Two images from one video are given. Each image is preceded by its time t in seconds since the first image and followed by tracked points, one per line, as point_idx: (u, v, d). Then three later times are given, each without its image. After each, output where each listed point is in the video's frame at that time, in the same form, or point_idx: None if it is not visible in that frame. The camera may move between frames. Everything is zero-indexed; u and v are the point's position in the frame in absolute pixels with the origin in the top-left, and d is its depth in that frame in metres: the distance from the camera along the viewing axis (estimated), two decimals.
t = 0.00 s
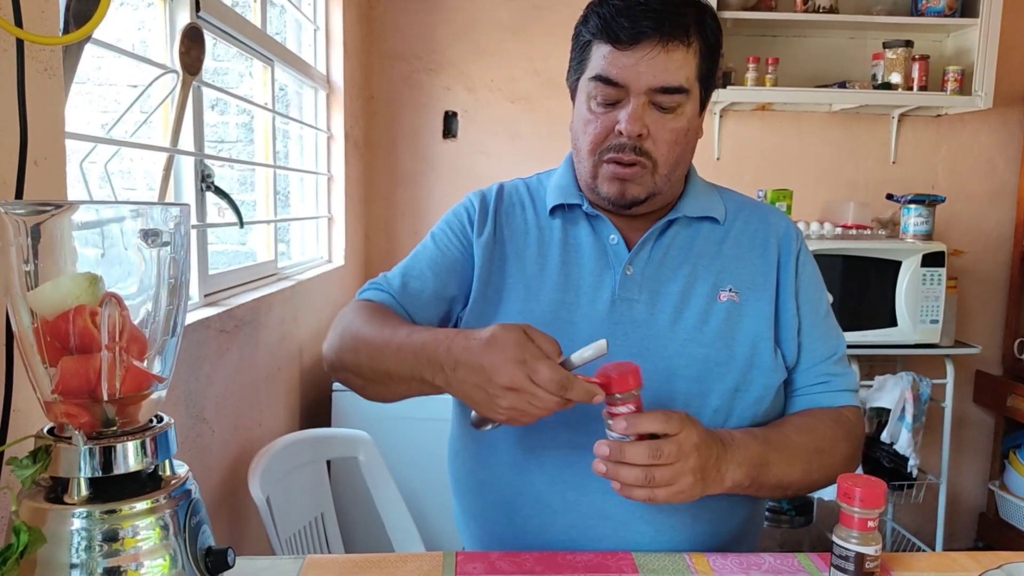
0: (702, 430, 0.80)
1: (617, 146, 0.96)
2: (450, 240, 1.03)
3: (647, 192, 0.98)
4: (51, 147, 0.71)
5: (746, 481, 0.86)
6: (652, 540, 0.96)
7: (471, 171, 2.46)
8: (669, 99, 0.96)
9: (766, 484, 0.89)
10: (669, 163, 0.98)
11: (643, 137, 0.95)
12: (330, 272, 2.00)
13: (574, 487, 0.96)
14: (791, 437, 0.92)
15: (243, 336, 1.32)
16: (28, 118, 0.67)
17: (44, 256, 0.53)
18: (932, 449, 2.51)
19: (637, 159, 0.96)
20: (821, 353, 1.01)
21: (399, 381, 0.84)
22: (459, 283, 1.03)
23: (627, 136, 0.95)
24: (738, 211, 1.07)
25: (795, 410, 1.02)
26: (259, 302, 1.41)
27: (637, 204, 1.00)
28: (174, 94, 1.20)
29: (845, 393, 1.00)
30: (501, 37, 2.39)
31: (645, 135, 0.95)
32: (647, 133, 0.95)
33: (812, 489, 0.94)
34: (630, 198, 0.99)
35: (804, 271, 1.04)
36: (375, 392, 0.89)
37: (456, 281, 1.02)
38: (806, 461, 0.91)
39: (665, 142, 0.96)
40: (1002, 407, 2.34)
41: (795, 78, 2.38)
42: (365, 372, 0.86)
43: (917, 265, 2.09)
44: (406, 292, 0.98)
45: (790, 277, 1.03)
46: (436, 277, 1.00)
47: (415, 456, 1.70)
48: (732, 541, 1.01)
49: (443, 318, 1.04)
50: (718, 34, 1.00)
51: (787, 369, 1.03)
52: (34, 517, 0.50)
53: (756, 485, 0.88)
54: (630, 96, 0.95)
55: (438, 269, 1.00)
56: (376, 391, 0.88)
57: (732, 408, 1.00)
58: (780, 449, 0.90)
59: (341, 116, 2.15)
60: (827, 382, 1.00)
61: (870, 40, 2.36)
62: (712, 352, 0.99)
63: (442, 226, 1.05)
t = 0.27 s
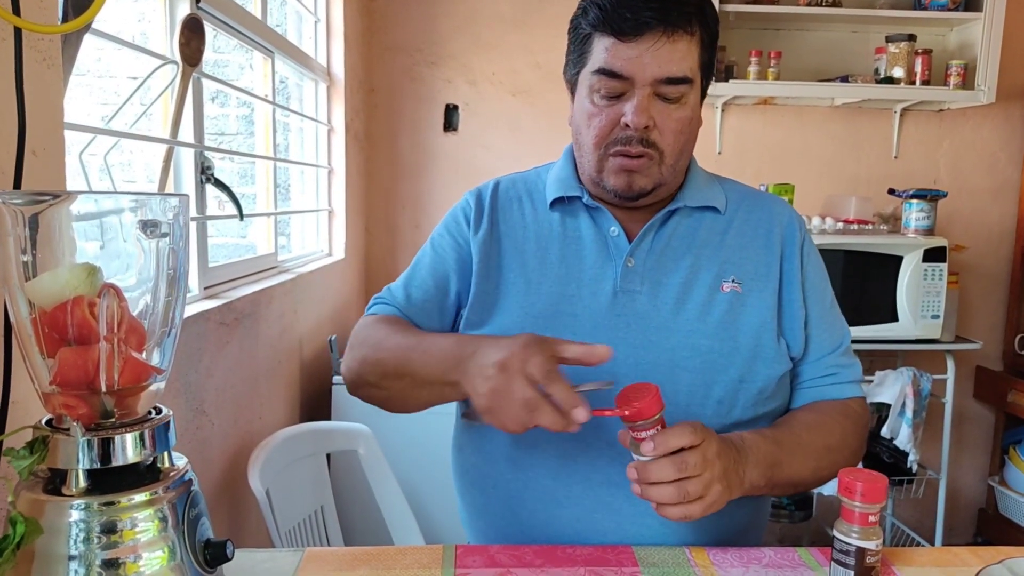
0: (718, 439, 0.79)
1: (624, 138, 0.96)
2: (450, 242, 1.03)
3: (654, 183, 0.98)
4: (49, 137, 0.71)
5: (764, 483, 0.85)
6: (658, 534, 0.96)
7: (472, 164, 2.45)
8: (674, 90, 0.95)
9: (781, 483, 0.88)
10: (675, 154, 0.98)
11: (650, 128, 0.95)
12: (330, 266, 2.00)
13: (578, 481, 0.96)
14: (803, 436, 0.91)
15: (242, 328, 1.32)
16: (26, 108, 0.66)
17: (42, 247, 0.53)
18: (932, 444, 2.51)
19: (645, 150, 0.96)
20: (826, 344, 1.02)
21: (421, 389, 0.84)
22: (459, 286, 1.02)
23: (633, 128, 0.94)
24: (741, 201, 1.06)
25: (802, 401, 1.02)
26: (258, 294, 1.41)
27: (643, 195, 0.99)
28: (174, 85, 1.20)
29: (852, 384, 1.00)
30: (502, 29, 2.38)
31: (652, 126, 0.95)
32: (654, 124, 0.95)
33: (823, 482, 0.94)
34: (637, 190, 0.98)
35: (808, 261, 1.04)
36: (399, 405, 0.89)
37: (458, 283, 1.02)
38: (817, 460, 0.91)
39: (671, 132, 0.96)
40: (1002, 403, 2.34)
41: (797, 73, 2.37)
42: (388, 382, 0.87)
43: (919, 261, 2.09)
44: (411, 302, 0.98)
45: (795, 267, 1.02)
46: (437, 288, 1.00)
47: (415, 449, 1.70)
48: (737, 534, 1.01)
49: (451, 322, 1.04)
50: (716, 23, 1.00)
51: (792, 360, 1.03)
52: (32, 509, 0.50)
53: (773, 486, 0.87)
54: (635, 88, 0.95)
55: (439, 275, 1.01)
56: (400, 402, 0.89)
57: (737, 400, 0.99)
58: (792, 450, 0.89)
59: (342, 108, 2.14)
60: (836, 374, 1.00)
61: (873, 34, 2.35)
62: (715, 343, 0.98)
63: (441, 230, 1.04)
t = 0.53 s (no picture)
0: (718, 421, 0.79)
1: (618, 134, 0.96)
2: (453, 241, 1.02)
3: (650, 178, 0.98)
4: (49, 131, 0.70)
5: (767, 470, 0.85)
6: (664, 529, 0.96)
7: (474, 160, 2.45)
8: (667, 85, 0.94)
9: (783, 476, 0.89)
10: (671, 149, 0.97)
11: (644, 124, 0.94)
12: (331, 262, 1.99)
13: (583, 477, 0.95)
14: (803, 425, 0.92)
15: (244, 324, 1.32)
16: (26, 103, 0.66)
17: (43, 241, 0.52)
18: (934, 441, 2.51)
19: (640, 146, 0.96)
20: (828, 337, 1.01)
21: (444, 396, 0.85)
22: (466, 284, 1.02)
23: (627, 124, 0.94)
24: (742, 195, 1.06)
25: (803, 393, 1.02)
26: (260, 290, 1.41)
27: (640, 190, 0.99)
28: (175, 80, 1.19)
29: (855, 378, 1.00)
30: (504, 25, 2.37)
31: (646, 122, 0.94)
32: (648, 120, 0.94)
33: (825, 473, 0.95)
34: (633, 185, 0.98)
35: (811, 255, 1.04)
36: (420, 410, 0.91)
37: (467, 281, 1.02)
38: (818, 448, 0.91)
39: (665, 128, 0.96)
40: (1005, 400, 2.33)
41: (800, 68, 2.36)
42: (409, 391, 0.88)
43: (922, 257, 2.09)
44: (422, 307, 0.99)
45: (797, 261, 1.02)
46: (447, 287, 1.00)
47: (417, 445, 1.70)
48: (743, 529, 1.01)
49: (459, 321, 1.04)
50: (712, 17, 0.99)
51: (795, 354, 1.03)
52: (32, 503, 0.50)
53: (776, 474, 0.87)
54: (629, 84, 0.94)
55: (446, 278, 1.01)
56: (421, 408, 0.90)
57: (741, 395, 0.99)
58: (792, 439, 0.89)
59: (343, 104, 2.14)
60: (838, 367, 1.00)
61: (876, 30, 2.34)
62: (718, 338, 0.98)
63: (445, 230, 1.05)
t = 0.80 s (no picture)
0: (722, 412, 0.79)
1: (630, 130, 0.95)
2: (457, 231, 1.02)
3: (659, 175, 0.98)
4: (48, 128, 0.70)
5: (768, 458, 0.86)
6: (668, 526, 0.96)
7: (474, 157, 2.44)
8: (681, 82, 0.94)
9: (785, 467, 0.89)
10: (681, 146, 0.97)
11: (656, 120, 0.94)
12: (331, 259, 1.99)
13: (586, 473, 0.95)
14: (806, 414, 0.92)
15: (244, 321, 1.31)
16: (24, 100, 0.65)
17: (40, 238, 0.52)
18: (935, 438, 2.50)
19: (650, 142, 0.95)
20: (829, 331, 1.01)
21: (443, 370, 0.85)
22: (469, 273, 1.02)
23: (640, 120, 0.93)
24: (744, 192, 1.06)
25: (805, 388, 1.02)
26: (259, 287, 1.41)
27: (648, 187, 0.99)
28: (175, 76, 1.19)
29: (855, 372, 0.99)
30: (504, 21, 2.37)
31: (658, 118, 0.94)
32: (660, 116, 0.94)
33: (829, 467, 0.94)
34: (642, 182, 0.98)
35: (812, 251, 1.04)
36: (416, 390, 0.89)
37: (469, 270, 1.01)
38: (818, 437, 0.90)
39: (676, 125, 0.96)
40: (1005, 397, 2.33)
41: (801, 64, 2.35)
42: (408, 365, 0.87)
43: (922, 253, 2.08)
44: (423, 289, 0.98)
45: (798, 257, 1.02)
46: (449, 270, 1.00)
47: (417, 442, 1.70)
48: (746, 524, 1.01)
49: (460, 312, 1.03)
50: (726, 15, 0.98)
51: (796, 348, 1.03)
52: (30, 501, 0.50)
53: (777, 463, 0.87)
54: (643, 80, 0.93)
55: (451, 262, 1.00)
56: (417, 388, 0.89)
57: (744, 391, 0.99)
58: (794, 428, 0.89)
59: (343, 100, 2.13)
60: (836, 361, 1.00)
61: (877, 26, 2.33)
62: (721, 335, 0.98)
63: (449, 219, 1.04)
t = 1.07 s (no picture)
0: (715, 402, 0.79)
1: (640, 126, 0.94)
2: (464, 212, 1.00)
3: (667, 173, 0.97)
4: (44, 124, 0.70)
5: (761, 446, 0.85)
6: (668, 523, 0.96)
7: (472, 154, 2.44)
8: (694, 81, 0.93)
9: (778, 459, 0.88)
10: (690, 145, 0.97)
11: (668, 118, 0.93)
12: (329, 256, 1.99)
13: (586, 470, 0.95)
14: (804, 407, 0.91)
15: (241, 319, 1.31)
16: (18, 96, 0.65)
17: (36, 235, 0.52)
18: (932, 435, 2.51)
19: (661, 140, 0.95)
20: (827, 329, 1.01)
21: (450, 335, 0.78)
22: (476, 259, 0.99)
23: (652, 117, 0.93)
24: (747, 192, 1.06)
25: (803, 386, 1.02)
26: (257, 284, 1.40)
27: (655, 185, 0.98)
28: (171, 73, 1.18)
29: (852, 368, 0.98)
30: (502, 18, 2.36)
31: (670, 116, 0.93)
32: (672, 114, 0.93)
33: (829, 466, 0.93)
34: (650, 180, 0.97)
35: (813, 250, 1.03)
36: (411, 355, 0.82)
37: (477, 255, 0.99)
38: (817, 430, 0.90)
39: (687, 123, 0.95)
40: (1002, 395, 2.34)
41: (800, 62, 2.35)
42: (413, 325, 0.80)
43: (920, 252, 2.08)
44: (431, 257, 0.94)
45: (798, 256, 1.02)
46: (455, 242, 0.97)
47: (415, 440, 1.70)
48: (746, 522, 1.01)
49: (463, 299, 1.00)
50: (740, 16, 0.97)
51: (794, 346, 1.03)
52: (26, 499, 0.50)
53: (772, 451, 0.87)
54: (656, 77, 0.92)
55: (459, 236, 0.97)
56: (414, 353, 0.82)
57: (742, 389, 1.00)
58: (791, 417, 0.89)
59: (341, 98, 2.13)
60: (830, 359, 0.99)
61: (875, 24, 2.33)
62: (722, 333, 0.98)
63: (454, 197, 1.02)
